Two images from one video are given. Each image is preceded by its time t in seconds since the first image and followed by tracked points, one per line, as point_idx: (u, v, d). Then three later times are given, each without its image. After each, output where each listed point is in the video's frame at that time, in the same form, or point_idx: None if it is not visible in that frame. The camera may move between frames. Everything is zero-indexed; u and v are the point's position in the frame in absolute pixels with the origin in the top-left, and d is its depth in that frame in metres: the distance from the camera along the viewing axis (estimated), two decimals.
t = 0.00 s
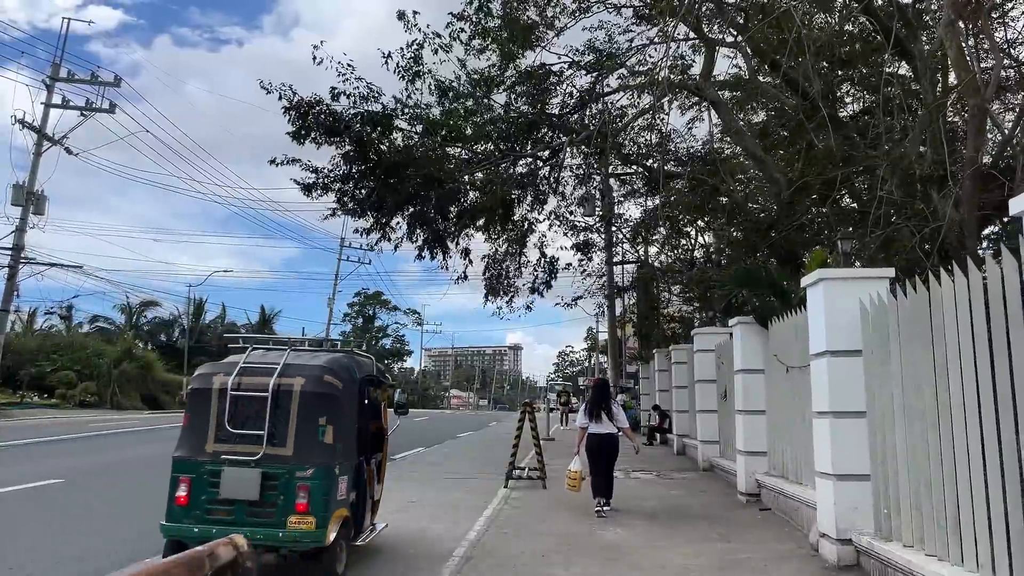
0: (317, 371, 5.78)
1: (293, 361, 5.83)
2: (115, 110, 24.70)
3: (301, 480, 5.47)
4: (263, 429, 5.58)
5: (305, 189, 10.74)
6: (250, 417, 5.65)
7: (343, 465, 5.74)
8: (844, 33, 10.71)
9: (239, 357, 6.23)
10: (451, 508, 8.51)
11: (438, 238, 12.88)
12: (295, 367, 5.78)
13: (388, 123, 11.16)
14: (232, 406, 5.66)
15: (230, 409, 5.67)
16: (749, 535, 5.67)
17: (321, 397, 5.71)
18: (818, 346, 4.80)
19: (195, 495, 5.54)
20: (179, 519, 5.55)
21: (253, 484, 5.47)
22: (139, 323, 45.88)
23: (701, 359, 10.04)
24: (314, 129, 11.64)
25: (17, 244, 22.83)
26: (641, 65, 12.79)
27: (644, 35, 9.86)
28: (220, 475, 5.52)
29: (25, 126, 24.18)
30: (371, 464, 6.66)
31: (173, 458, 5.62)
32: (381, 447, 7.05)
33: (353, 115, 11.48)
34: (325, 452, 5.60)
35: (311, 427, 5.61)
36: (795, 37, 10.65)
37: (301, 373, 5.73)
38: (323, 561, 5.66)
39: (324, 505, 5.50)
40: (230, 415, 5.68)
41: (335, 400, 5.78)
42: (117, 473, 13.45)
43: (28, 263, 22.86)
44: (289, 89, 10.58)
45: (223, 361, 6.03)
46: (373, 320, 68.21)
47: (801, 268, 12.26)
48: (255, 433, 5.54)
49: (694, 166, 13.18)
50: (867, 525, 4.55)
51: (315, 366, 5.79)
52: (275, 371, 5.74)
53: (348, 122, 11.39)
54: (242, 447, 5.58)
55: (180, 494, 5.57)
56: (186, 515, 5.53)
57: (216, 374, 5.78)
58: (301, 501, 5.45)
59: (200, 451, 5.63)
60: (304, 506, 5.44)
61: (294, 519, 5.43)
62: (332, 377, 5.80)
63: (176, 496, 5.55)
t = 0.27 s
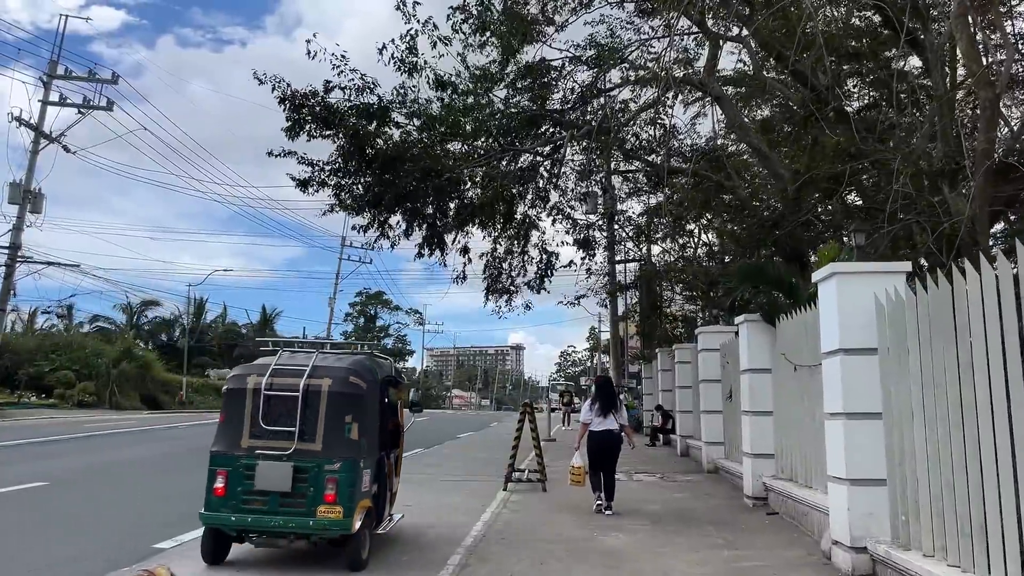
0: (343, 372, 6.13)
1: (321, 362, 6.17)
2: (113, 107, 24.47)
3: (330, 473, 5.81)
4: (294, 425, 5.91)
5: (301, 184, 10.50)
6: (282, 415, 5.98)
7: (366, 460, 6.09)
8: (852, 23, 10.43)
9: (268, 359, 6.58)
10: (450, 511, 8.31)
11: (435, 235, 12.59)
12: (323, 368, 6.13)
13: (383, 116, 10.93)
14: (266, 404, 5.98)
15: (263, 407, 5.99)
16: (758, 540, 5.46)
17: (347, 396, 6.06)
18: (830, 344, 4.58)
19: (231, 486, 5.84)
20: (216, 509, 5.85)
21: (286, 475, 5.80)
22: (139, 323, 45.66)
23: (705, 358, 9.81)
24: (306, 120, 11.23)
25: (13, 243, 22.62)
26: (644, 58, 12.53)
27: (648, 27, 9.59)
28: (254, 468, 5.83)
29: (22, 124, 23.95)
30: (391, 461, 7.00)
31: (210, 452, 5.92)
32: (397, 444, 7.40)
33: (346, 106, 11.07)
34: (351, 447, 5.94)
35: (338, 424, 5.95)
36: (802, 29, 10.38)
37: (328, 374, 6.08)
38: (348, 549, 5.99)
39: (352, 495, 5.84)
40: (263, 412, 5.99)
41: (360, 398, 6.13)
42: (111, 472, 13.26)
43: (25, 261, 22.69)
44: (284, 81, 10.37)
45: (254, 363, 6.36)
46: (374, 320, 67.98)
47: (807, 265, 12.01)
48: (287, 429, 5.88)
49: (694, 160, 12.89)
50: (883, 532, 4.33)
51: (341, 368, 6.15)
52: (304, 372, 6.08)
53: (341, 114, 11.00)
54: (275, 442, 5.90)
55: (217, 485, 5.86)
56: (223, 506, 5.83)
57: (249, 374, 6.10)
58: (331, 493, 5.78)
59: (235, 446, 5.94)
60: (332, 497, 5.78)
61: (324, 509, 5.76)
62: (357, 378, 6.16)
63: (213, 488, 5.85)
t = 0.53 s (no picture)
0: (366, 372, 6.54)
1: (345, 363, 6.59)
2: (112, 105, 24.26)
3: (354, 467, 6.19)
4: (321, 422, 6.32)
5: (298, 177, 10.27)
6: (310, 413, 6.39)
7: (388, 455, 6.47)
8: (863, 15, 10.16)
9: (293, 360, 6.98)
10: (449, 514, 8.09)
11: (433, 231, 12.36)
12: (347, 368, 6.55)
13: (382, 109, 10.68)
14: (294, 403, 6.39)
15: (291, 406, 6.39)
16: (769, 548, 5.21)
17: (370, 395, 6.46)
18: (847, 342, 4.35)
19: (262, 479, 6.21)
20: (246, 501, 6.20)
21: (313, 469, 6.18)
22: (140, 323, 45.45)
23: (711, 358, 9.57)
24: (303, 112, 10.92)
25: (11, 242, 22.41)
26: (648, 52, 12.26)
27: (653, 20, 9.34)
28: (283, 462, 6.21)
29: (20, 122, 23.75)
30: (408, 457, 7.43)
31: (242, 447, 6.31)
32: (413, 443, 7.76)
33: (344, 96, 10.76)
34: (373, 442, 6.34)
35: (362, 421, 6.36)
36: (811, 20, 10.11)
37: (351, 374, 6.50)
38: (370, 539, 6.36)
39: (376, 488, 6.21)
40: (292, 410, 6.40)
41: (382, 397, 6.53)
42: (107, 472, 13.05)
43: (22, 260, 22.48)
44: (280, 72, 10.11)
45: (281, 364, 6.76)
46: (376, 320, 67.74)
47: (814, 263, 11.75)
48: (314, 426, 6.28)
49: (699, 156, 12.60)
50: (904, 542, 4.10)
51: (364, 369, 6.56)
52: (330, 373, 6.50)
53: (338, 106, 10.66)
54: (303, 438, 6.31)
55: (248, 478, 6.22)
56: (253, 497, 6.17)
57: (278, 375, 6.51)
58: (355, 485, 6.16)
59: (265, 441, 6.34)
60: (356, 489, 6.16)
61: (349, 501, 6.14)
62: (379, 377, 6.57)
63: (244, 480, 6.21)
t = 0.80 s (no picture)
0: (380, 372, 6.88)
1: (359, 365, 6.94)
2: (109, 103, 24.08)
3: (368, 461, 6.56)
4: (337, 419, 6.67)
5: (293, 169, 10.08)
6: (327, 410, 6.73)
7: (400, 450, 6.83)
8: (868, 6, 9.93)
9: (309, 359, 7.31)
10: (446, 518, 7.89)
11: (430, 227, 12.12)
12: (362, 369, 6.88)
13: (378, 101, 10.46)
14: (312, 401, 6.74)
15: (309, 404, 6.74)
16: (775, 555, 5.00)
17: (384, 394, 6.79)
18: (859, 339, 4.13)
19: (281, 473, 6.56)
20: (267, 493, 6.57)
21: (330, 464, 6.55)
22: (139, 323, 45.29)
23: (714, 358, 9.35)
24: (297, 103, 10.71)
25: (7, 241, 22.23)
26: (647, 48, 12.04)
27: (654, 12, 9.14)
28: (301, 457, 6.57)
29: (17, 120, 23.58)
30: (417, 452, 7.79)
31: (262, 443, 6.66)
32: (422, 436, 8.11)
33: (338, 87, 10.53)
34: (386, 439, 6.69)
35: (375, 418, 6.70)
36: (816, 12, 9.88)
37: (366, 374, 6.83)
38: (383, 530, 6.71)
39: (388, 481, 6.57)
40: (310, 408, 6.75)
41: (395, 396, 6.87)
42: (99, 472, 12.85)
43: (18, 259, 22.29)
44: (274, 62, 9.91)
45: (299, 364, 7.09)
46: (378, 320, 67.58)
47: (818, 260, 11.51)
48: (331, 423, 6.63)
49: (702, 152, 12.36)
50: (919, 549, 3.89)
51: (378, 369, 6.90)
52: (345, 373, 6.84)
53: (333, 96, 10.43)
54: (321, 434, 6.66)
55: (268, 472, 6.58)
56: (274, 490, 6.54)
57: (296, 375, 6.85)
58: (369, 479, 6.53)
59: (285, 437, 6.68)
60: (370, 482, 6.52)
61: (363, 494, 6.51)
62: (392, 377, 6.90)
63: (265, 474, 6.57)
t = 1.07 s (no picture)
0: (387, 371, 7.22)
1: (367, 364, 7.27)
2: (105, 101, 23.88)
3: (377, 456, 6.90)
4: (347, 417, 7.01)
5: (285, 162, 9.87)
6: (336, 408, 7.07)
7: (406, 444, 7.18)
8: None
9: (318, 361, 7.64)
10: (441, 520, 7.67)
11: (426, 223, 11.85)
12: (369, 368, 7.21)
13: (371, 91, 10.25)
14: (322, 399, 7.08)
15: (320, 402, 7.08)
16: (780, 562, 4.80)
17: (391, 392, 7.13)
18: (870, 337, 4.01)
19: (294, 468, 6.91)
20: (280, 487, 6.91)
21: (340, 459, 6.89)
22: (138, 322, 45.07)
23: (715, 357, 9.15)
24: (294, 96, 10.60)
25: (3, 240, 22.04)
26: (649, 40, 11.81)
27: None
28: (312, 453, 6.92)
29: (13, 118, 23.40)
30: (423, 449, 8.12)
31: (275, 440, 7.01)
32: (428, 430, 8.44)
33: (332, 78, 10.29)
34: (393, 435, 7.03)
35: (383, 415, 7.05)
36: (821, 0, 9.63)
37: (373, 373, 7.17)
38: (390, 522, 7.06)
39: (396, 475, 6.91)
40: (320, 406, 7.09)
41: (401, 393, 7.22)
42: (92, 471, 12.65)
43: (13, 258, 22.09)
44: (265, 51, 9.69)
45: (308, 363, 7.42)
46: (379, 320, 67.30)
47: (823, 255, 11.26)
48: (341, 420, 6.97)
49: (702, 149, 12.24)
50: (935, 558, 3.77)
51: (385, 368, 7.23)
52: (353, 373, 7.17)
53: (326, 87, 10.18)
54: (331, 431, 7.00)
55: (282, 467, 6.92)
56: (287, 484, 6.88)
57: (307, 374, 7.18)
58: (378, 473, 6.87)
59: (297, 434, 7.02)
60: (379, 476, 6.87)
61: (372, 487, 6.85)
62: (398, 376, 7.24)
63: (279, 469, 6.90)
